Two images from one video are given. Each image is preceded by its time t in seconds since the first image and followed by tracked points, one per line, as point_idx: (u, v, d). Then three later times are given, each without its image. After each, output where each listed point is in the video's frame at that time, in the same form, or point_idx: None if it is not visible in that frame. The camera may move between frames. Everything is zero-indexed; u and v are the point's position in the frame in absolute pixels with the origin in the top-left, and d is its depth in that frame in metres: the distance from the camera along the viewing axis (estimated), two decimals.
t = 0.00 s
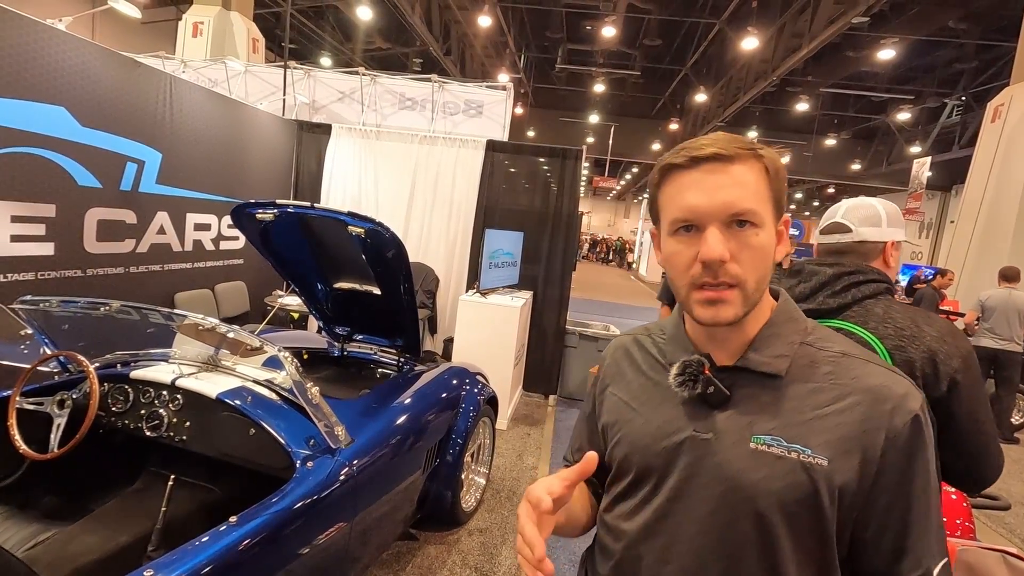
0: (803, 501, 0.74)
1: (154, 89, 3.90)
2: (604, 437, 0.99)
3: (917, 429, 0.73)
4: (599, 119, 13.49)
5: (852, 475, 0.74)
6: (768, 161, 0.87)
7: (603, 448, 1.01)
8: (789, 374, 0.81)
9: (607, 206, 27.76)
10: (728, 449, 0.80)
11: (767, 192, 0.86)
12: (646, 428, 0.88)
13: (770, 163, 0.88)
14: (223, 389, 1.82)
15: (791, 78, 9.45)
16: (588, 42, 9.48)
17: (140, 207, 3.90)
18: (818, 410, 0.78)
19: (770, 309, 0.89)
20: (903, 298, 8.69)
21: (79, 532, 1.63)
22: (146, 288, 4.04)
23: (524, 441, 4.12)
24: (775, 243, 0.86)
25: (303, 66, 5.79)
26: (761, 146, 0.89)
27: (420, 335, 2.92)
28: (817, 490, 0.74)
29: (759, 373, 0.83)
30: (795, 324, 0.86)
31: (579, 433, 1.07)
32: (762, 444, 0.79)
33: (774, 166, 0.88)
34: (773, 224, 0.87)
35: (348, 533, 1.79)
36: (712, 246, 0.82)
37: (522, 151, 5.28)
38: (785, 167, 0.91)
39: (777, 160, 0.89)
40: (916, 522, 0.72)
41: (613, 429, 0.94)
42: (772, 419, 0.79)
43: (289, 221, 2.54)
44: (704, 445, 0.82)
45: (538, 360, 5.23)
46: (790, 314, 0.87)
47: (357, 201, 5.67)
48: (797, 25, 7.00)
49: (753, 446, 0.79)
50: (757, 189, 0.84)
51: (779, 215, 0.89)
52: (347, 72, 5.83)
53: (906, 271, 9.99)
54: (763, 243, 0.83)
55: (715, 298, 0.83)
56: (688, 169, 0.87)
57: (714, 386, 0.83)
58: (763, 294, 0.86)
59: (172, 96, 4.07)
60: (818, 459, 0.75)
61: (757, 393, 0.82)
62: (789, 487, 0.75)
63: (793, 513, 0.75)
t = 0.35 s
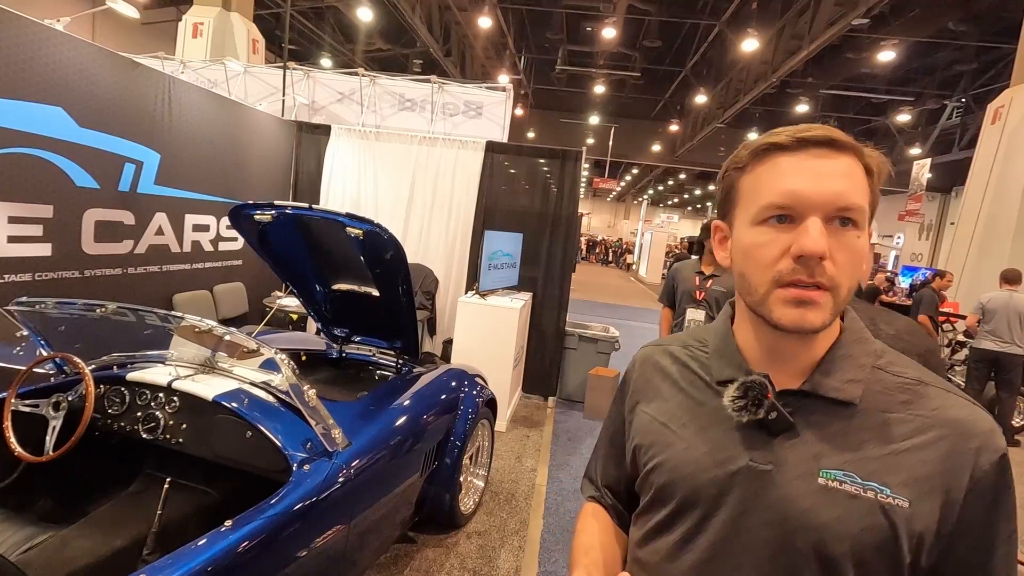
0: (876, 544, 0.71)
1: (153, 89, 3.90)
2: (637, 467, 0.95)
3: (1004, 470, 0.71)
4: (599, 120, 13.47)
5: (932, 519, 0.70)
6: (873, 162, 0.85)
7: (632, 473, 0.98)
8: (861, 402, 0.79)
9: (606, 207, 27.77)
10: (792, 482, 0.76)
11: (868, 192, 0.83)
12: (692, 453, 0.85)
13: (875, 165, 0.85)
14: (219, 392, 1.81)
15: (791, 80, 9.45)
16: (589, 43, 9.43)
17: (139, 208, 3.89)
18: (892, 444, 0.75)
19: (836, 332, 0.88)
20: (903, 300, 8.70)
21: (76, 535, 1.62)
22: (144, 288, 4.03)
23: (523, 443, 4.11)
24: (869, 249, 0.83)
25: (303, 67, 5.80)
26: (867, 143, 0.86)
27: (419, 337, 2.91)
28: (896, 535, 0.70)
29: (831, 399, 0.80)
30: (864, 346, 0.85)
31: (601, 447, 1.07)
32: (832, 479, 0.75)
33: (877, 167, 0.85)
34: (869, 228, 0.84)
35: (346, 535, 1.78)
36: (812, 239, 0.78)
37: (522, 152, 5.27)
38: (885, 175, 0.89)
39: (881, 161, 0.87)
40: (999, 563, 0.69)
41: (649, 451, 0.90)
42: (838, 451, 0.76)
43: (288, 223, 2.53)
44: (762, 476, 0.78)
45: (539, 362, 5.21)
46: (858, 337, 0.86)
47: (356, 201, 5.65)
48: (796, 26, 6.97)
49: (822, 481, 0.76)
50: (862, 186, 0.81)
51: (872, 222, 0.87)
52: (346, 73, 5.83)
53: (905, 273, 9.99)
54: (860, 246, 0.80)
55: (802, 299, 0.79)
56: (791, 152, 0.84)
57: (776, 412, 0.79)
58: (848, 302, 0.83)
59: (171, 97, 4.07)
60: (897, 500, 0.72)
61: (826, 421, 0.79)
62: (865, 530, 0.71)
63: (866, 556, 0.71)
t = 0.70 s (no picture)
0: None
1: (154, 90, 3.90)
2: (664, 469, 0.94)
3: None
4: (600, 121, 13.49)
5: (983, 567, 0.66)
6: (950, 162, 0.80)
7: (658, 477, 0.99)
8: (916, 433, 0.73)
9: (606, 207, 27.81)
10: (830, 513, 0.73)
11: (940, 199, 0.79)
12: (725, 474, 0.82)
13: (950, 167, 0.81)
14: (219, 392, 1.80)
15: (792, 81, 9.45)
16: (589, 44, 9.45)
17: (139, 209, 3.89)
18: (944, 484, 0.70)
19: (894, 349, 0.81)
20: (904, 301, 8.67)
21: (74, 537, 1.61)
22: (144, 288, 4.03)
23: (524, 444, 4.11)
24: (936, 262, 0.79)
25: (303, 68, 5.80)
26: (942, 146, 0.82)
27: (419, 338, 2.90)
28: None
29: (878, 428, 0.75)
30: (925, 369, 0.78)
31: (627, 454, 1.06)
32: (872, 515, 0.72)
33: (952, 172, 0.81)
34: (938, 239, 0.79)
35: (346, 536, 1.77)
36: (874, 248, 0.75)
37: (523, 153, 5.27)
38: (964, 176, 0.84)
39: (957, 165, 0.82)
40: None
41: (681, 461, 0.88)
42: (881, 483, 0.72)
43: (288, 223, 2.52)
44: (798, 505, 0.75)
45: (539, 363, 5.21)
46: (920, 359, 0.79)
47: (356, 202, 5.65)
48: (797, 27, 6.97)
49: (861, 516, 0.72)
50: (934, 191, 0.77)
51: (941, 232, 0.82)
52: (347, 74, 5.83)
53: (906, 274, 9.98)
54: (926, 258, 0.76)
55: (858, 314, 0.75)
56: (855, 150, 0.81)
57: (816, 439, 0.76)
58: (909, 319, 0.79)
59: (172, 98, 4.07)
60: (945, 545, 0.67)
61: (872, 449, 0.74)
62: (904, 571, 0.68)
63: None
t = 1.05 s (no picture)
0: (872, 564, 0.70)
1: (157, 91, 3.91)
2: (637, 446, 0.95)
3: None
4: (602, 122, 13.47)
5: (930, 549, 0.69)
6: (921, 171, 0.82)
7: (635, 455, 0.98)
8: (878, 420, 0.77)
9: (608, 207, 27.79)
10: (793, 496, 0.76)
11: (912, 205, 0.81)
12: (697, 454, 0.84)
13: (923, 174, 0.83)
14: (222, 392, 1.81)
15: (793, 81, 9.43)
16: (591, 44, 9.45)
17: (141, 209, 3.90)
18: (899, 469, 0.73)
19: (863, 345, 0.84)
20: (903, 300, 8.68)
21: (79, 536, 1.62)
22: (148, 289, 4.05)
23: (525, 444, 4.11)
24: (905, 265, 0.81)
25: (305, 69, 5.80)
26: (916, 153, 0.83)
27: (420, 338, 2.90)
28: (889, 556, 0.70)
29: (844, 416, 0.78)
30: (888, 363, 0.82)
31: (599, 442, 1.05)
32: (832, 496, 0.75)
33: (924, 179, 0.83)
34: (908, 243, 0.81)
35: (348, 535, 1.78)
36: (845, 249, 0.77)
37: (525, 153, 5.27)
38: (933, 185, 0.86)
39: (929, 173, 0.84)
40: None
41: (658, 439, 0.89)
42: (843, 467, 0.76)
43: (291, 223, 2.52)
44: (765, 486, 0.78)
45: (539, 363, 5.21)
46: (884, 350, 0.83)
47: (358, 202, 5.67)
48: (798, 27, 6.96)
49: (822, 497, 0.75)
50: (906, 197, 0.79)
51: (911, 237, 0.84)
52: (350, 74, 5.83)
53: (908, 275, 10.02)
54: (895, 261, 0.78)
55: (827, 312, 0.78)
56: (835, 154, 0.82)
57: (786, 424, 0.79)
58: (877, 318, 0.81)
59: (174, 98, 4.08)
60: (897, 526, 0.71)
61: (836, 434, 0.78)
62: (859, 550, 0.71)
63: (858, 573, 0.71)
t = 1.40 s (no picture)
0: (858, 548, 0.71)
1: (160, 91, 3.93)
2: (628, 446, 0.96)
3: (995, 488, 0.68)
4: (604, 122, 13.48)
5: (912, 530, 0.70)
6: (884, 168, 0.84)
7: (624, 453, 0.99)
8: (858, 409, 0.78)
9: (610, 208, 27.79)
10: (780, 485, 0.77)
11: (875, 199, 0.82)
12: (684, 448, 0.85)
13: (886, 171, 0.84)
14: (225, 391, 1.82)
15: (796, 82, 9.42)
16: (593, 45, 9.47)
17: (144, 208, 3.91)
18: (878, 453, 0.74)
19: (837, 336, 0.86)
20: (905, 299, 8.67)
21: (80, 535, 1.62)
22: (150, 288, 4.06)
23: (527, 444, 4.11)
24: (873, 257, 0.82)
25: (307, 69, 5.80)
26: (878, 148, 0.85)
27: (422, 338, 2.91)
28: (873, 540, 0.71)
29: (826, 406, 0.79)
30: (863, 354, 0.83)
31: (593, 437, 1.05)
32: (816, 483, 0.75)
33: (887, 175, 0.84)
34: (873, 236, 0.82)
35: (349, 536, 1.78)
36: (807, 243, 0.78)
37: (526, 154, 5.28)
38: (898, 181, 0.87)
39: (892, 169, 0.85)
40: None
41: (646, 437, 0.90)
42: (827, 454, 0.76)
43: (294, 223, 2.53)
44: (751, 476, 0.78)
45: (541, 364, 5.21)
46: (860, 343, 0.84)
47: (361, 203, 5.68)
48: (800, 28, 6.96)
49: (807, 484, 0.76)
50: (868, 193, 0.80)
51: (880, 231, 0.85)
52: (352, 75, 5.84)
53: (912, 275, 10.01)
54: (860, 253, 0.79)
55: (795, 304, 0.79)
56: (799, 154, 0.83)
57: (770, 416, 0.78)
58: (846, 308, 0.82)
59: (177, 99, 4.09)
60: (879, 508, 0.72)
61: (817, 423, 0.79)
62: (843, 534, 0.72)
63: (844, 558, 0.72)
